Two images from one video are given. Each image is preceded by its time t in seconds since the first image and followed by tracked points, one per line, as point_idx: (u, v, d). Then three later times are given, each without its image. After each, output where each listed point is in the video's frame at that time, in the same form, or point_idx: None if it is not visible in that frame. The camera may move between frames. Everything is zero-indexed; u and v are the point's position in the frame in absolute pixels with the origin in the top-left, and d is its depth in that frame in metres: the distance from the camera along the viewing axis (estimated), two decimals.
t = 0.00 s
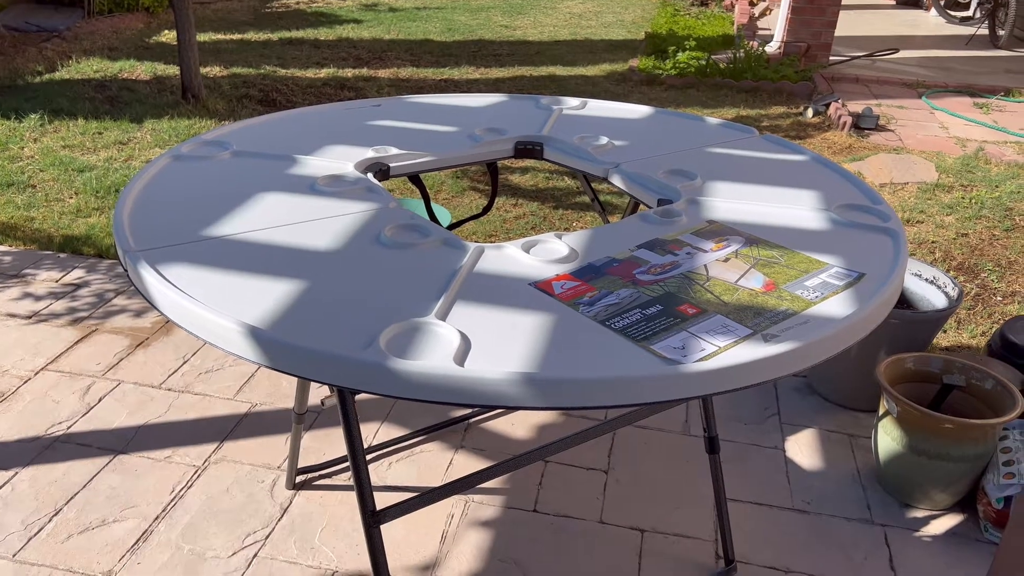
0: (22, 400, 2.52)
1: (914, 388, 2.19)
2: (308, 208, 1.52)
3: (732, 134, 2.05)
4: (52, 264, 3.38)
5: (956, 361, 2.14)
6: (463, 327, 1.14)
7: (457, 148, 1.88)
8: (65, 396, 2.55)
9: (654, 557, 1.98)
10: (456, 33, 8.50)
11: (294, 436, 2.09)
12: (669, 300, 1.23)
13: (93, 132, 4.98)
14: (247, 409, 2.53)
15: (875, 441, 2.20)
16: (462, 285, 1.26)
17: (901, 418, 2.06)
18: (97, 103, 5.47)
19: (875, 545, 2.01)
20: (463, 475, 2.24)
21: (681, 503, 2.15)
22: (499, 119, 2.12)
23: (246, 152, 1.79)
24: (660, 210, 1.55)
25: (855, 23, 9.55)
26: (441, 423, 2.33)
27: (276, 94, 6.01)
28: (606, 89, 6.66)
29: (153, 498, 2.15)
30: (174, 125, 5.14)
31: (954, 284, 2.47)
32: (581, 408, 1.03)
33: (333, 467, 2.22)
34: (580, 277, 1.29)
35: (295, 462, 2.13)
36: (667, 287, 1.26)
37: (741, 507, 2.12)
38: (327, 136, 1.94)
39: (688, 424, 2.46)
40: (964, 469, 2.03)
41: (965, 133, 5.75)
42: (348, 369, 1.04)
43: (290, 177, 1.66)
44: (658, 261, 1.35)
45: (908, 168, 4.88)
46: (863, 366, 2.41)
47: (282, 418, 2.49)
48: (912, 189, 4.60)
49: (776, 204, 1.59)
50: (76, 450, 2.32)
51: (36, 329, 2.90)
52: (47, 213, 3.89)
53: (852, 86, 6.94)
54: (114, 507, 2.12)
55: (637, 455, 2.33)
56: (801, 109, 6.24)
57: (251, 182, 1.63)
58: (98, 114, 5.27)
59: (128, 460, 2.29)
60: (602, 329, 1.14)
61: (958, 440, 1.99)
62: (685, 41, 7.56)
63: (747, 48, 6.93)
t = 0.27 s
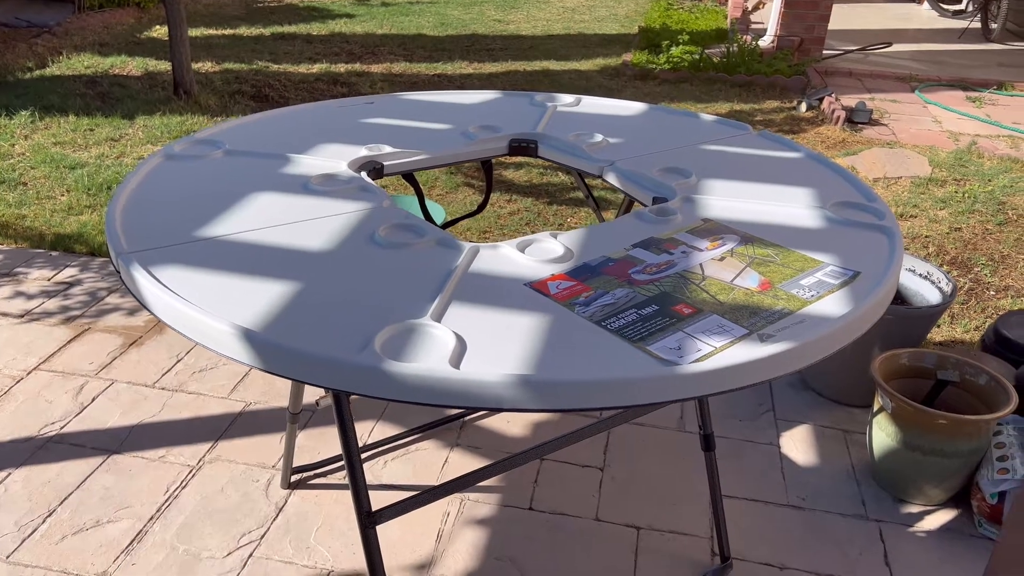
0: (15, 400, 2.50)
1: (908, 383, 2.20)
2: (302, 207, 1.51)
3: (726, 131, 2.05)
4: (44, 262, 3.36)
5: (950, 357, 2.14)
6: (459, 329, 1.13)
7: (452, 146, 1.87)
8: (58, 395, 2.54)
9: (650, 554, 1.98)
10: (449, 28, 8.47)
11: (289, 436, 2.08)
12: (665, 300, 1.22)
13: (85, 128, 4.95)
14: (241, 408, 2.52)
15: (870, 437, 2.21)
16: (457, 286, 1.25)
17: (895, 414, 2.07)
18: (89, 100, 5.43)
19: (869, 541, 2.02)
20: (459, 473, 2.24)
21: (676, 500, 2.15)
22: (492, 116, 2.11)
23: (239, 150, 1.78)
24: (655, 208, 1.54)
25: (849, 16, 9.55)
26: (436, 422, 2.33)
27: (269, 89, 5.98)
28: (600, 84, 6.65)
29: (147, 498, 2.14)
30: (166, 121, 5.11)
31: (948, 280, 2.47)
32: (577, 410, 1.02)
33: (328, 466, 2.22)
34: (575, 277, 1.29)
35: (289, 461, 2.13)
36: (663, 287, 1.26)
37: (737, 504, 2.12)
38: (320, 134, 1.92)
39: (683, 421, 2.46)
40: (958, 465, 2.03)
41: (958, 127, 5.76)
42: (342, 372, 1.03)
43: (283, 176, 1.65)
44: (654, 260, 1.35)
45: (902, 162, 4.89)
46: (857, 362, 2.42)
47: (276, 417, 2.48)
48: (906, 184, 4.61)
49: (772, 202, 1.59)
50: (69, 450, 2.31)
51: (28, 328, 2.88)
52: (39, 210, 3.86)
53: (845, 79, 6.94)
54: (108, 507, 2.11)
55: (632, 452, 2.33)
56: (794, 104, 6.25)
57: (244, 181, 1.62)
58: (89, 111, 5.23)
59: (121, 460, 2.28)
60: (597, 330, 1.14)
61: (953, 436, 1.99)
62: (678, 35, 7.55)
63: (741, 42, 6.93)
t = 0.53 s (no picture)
0: (6, 403, 2.48)
1: (904, 383, 2.20)
2: (297, 213, 1.49)
3: (723, 131, 2.04)
4: (35, 263, 3.33)
5: (946, 357, 2.14)
6: (456, 338, 1.12)
7: (447, 148, 1.86)
8: (50, 399, 2.51)
9: (648, 556, 1.98)
10: (442, 22, 8.42)
11: (284, 440, 2.07)
12: (663, 306, 1.21)
13: (75, 126, 4.90)
14: (235, 410, 2.50)
15: (866, 436, 2.21)
16: (454, 293, 1.24)
17: (892, 414, 2.07)
18: (78, 96, 5.38)
19: (867, 541, 2.02)
20: (455, 475, 2.23)
21: (673, 501, 2.15)
22: (487, 117, 2.09)
23: (231, 153, 1.76)
24: (652, 211, 1.53)
25: (841, 10, 9.55)
26: (432, 424, 2.31)
27: (261, 85, 5.94)
28: (593, 79, 6.63)
29: (141, 503, 2.12)
30: (158, 118, 5.08)
31: (943, 278, 2.48)
32: (576, 421, 1.01)
33: (323, 469, 2.20)
34: (573, 283, 1.28)
35: (285, 465, 2.11)
36: (662, 293, 1.25)
37: (734, 505, 2.12)
38: (314, 136, 1.90)
39: (679, 421, 2.46)
40: (955, 464, 2.03)
41: (952, 122, 5.77)
42: (339, 384, 1.02)
43: (277, 180, 1.63)
44: (652, 265, 1.34)
45: (896, 157, 4.89)
46: (854, 361, 2.42)
47: (271, 420, 2.47)
48: (900, 179, 4.61)
49: (770, 204, 1.58)
50: (62, 454, 2.29)
51: (19, 330, 2.86)
52: (29, 210, 3.82)
53: (839, 74, 6.94)
54: (102, 513, 2.09)
55: (629, 453, 2.33)
56: (788, 98, 6.24)
57: (237, 186, 1.60)
58: (79, 108, 5.19)
59: (115, 464, 2.26)
60: (596, 338, 1.13)
61: (949, 436, 2.00)
62: (672, 29, 7.53)
63: (734, 37, 6.91)
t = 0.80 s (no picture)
0: None
1: (901, 386, 2.19)
2: (288, 224, 1.45)
3: (719, 134, 2.01)
4: (20, 265, 3.28)
5: (944, 360, 2.13)
6: (453, 358, 1.09)
7: (440, 153, 1.83)
8: (37, 406, 2.47)
9: (645, 562, 1.97)
10: (431, 15, 8.35)
11: (276, 449, 2.04)
12: (664, 321, 1.19)
13: (59, 123, 4.83)
14: (226, 417, 2.47)
15: (863, 440, 2.20)
16: (451, 310, 1.21)
17: (889, 418, 2.06)
18: (63, 92, 5.30)
19: (864, 546, 2.01)
20: (450, 482, 2.21)
21: (670, 506, 2.14)
22: (480, 120, 2.06)
23: (219, 160, 1.72)
24: (650, 220, 1.51)
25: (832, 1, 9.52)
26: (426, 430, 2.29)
27: (248, 80, 5.87)
28: (584, 72, 6.59)
29: (131, 514, 2.09)
30: (144, 115, 5.01)
31: (939, 279, 2.46)
32: (577, 445, 0.99)
33: (316, 477, 2.18)
34: (571, 298, 1.25)
35: (277, 474, 2.08)
36: (663, 307, 1.23)
37: (731, 510, 2.11)
38: (305, 141, 1.87)
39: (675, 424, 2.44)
40: (952, 468, 2.03)
41: (943, 115, 5.77)
42: (333, 409, 0.99)
43: (267, 189, 1.60)
44: (652, 278, 1.31)
45: (888, 152, 4.88)
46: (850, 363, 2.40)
47: (263, 427, 2.44)
48: (892, 174, 4.61)
49: (769, 212, 1.56)
50: (50, 464, 2.25)
51: (5, 336, 2.81)
52: (14, 210, 3.76)
53: (830, 66, 6.93)
54: (91, 524, 2.06)
55: (625, 458, 2.31)
56: (780, 91, 6.22)
57: (226, 196, 1.56)
58: (64, 104, 5.11)
59: (104, 474, 2.22)
60: (596, 357, 1.10)
61: (946, 440, 1.99)
62: (663, 21, 7.49)
63: (725, 29, 6.88)
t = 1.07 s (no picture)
0: None
1: (899, 387, 2.18)
2: (281, 234, 1.42)
3: (716, 135, 1.99)
4: (5, 267, 3.23)
5: (941, 361, 2.12)
6: (452, 376, 1.07)
7: (434, 157, 1.80)
8: (25, 412, 2.43)
9: (642, 567, 1.96)
10: (421, 6, 8.28)
11: (269, 456, 2.01)
12: (666, 335, 1.17)
13: (45, 118, 4.76)
14: (218, 421, 2.44)
15: (860, 441, 2.19)
16: (448, 324, 1.18)
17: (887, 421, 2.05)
18: (48, 87, 5.23)
19: (862, 549, 2.01)
20: (445, 488, 2.19)
21: (667, 510, 2.13)
22: (474, 122, 2.02)
23: (210, 165, 1.68)
24: (649, 228, 1.48)
25: None
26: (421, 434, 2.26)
27: (236, 74, 5.80)
28: (576, 65, 6.54)
29: (122, 522, 2.06)
30: (131, 110, 4.94)
31: (936, 278, 2.46)
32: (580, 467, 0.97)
33: (309, 484, 2.15)
34: (571, 310, 1.23)
35: (270, 481, 2.06)
36: (664, 320, 1.20)
37: (729, 514, 2.10)
38: (296, 145, 1.83)
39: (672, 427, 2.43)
40: (950, 470, 2.02)
41: (935, 108, 5.76)
42: (329, 432, 0.97)
43: (258, 195, 1.56)
44: (652, 289, 1.29)
45: (880, 146, 4.88)
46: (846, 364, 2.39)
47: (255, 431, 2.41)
48: (885, 169, 4.60)
49: (769, 218, 1.54)
50: (39, 472, 2.22)
51: None
52: None
53: (822, 59, 6.91)
54: (81, 534, 2.03)
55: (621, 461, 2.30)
56: (772, 84, 6.20)
57: (216, 204, 1.53)
58: (49, 99, 5.04)
59: (94, 482, 2.19)
60: (598, 374, 1.08)
61: (944, 442, 1.99)
62: (654, 13, 7.45)
63: (717, 21, 6.85)
